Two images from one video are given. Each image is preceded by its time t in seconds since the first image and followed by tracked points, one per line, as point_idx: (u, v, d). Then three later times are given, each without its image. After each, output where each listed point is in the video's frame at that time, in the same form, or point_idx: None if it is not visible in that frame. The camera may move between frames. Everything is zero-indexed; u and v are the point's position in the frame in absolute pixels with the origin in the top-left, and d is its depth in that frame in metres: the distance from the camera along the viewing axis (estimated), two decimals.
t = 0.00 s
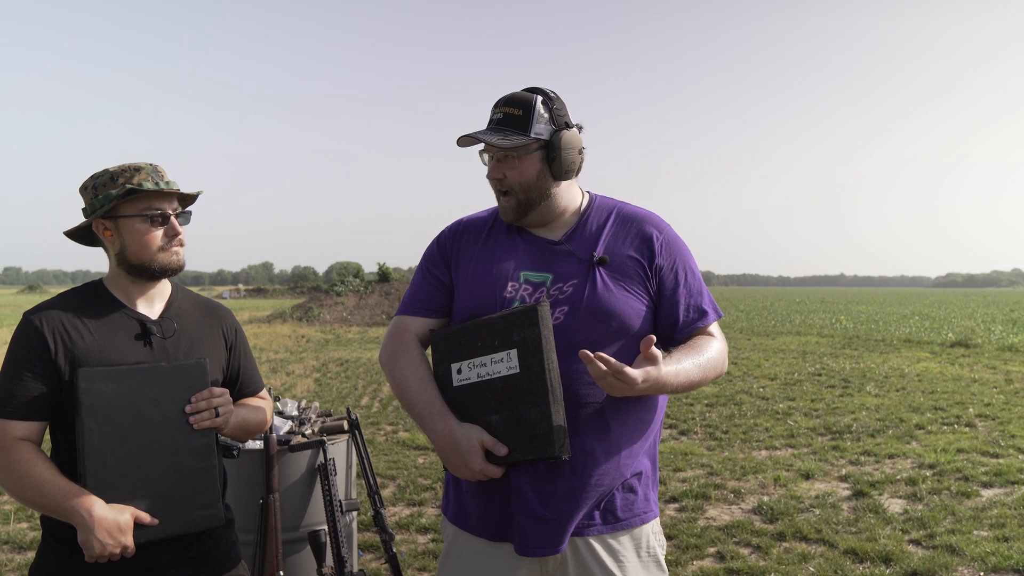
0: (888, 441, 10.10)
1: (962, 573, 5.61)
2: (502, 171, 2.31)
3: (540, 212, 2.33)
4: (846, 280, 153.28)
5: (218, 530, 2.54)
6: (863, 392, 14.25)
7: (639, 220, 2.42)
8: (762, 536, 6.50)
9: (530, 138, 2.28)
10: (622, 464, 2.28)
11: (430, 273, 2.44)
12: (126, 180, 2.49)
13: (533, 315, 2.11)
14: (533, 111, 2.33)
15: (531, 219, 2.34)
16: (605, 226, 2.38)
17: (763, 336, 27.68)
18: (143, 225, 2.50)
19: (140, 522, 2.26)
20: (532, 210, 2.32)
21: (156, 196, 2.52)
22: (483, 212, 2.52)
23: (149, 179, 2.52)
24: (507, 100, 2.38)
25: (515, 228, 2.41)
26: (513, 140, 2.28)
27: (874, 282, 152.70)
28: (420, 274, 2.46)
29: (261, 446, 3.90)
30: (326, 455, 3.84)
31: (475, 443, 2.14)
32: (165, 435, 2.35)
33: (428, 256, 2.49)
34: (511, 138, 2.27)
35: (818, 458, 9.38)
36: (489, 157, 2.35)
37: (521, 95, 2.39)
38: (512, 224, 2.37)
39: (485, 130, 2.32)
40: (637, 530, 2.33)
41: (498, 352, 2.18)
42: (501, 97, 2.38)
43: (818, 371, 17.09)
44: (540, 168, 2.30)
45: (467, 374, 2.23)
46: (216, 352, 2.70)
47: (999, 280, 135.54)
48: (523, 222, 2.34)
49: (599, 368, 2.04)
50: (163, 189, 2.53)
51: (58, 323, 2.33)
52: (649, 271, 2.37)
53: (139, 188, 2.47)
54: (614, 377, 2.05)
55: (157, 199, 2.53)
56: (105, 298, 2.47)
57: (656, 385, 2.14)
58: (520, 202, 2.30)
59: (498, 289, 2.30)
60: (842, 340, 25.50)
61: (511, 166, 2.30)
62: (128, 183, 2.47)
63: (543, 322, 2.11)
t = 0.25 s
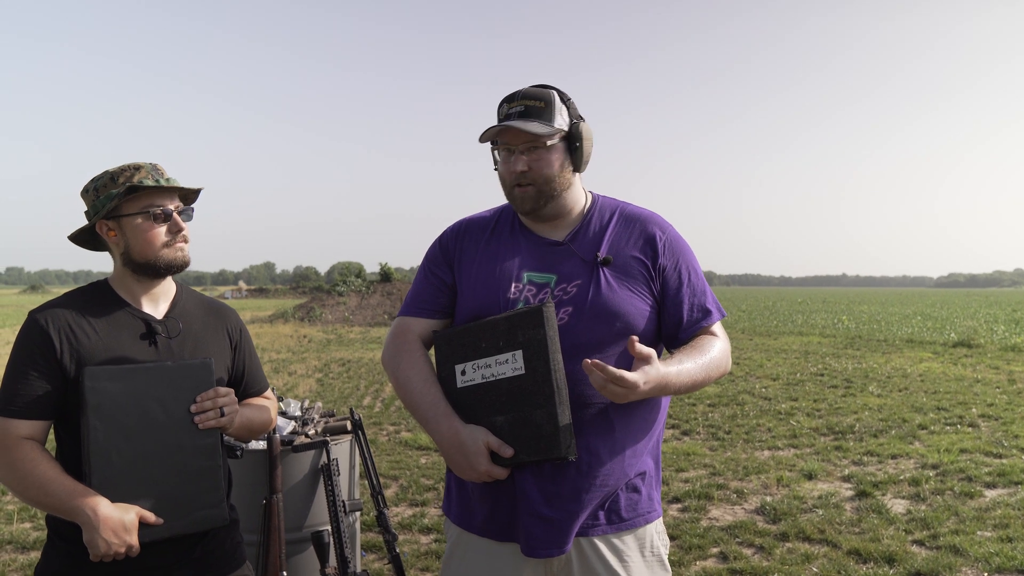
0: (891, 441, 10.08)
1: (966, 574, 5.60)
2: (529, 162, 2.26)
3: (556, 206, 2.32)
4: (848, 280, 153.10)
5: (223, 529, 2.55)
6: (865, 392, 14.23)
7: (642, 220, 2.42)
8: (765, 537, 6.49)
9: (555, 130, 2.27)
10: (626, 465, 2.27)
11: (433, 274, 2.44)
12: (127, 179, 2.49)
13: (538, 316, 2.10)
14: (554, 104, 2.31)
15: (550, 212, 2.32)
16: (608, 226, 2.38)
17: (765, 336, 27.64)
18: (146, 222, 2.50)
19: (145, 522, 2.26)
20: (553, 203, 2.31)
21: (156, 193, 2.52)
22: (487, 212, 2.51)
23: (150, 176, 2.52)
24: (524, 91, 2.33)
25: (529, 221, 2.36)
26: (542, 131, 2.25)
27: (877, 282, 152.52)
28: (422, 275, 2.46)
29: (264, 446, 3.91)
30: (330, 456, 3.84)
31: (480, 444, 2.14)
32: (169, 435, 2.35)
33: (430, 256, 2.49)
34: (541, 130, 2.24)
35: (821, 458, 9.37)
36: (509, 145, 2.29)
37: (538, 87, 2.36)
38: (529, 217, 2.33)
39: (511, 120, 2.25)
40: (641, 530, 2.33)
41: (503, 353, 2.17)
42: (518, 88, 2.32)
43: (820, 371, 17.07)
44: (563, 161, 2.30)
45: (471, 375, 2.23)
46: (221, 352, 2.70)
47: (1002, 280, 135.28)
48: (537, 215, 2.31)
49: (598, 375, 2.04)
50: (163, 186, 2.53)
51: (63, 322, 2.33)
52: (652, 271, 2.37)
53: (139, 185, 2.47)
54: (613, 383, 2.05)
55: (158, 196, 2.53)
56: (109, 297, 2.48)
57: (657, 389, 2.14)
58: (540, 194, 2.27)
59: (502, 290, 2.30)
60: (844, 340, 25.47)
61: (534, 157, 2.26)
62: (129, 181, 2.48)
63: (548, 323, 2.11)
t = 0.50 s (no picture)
0: (891, 440, 10.08)
1: (966, 573, 5.59)
2: (545, 156, 2.24)
3: (565, 203, 2.32)
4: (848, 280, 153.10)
5: (225, 529, 2.55)
6: (865, 391, 14.23)
7: (643, 220, 2.42)
8: (766, 536, 6.49)
9: (568, 125, 2.27)
10: (629, 463, 2.28)
11: (433, 272, 2.43)
12: (129, 180, 2.49)
13: (544, 315, 2.11)
14: (567, 99, 2.30)
15: (560, 208, 2.32)
16: (610, 225, 2.38)
17: (765, 336, 27.64)
18: (147, 224, 2.50)
19: (148, 520, 2.27)
20: (564, 199, 2.31)
21: (158, 195, 2.52)
22: (487, 210, 2.51)
23: (152, 178, 2.52)
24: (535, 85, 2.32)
25: (535, 216, 2.34)
26: (558, 125, 2.25)
27: (876, 282, 152.53)
28: (422, 273, 2.44)
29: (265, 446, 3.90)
30: (331, 455, 3.84)
31: (485, 443, 2.14)
32: (172, 433, 2.35)
33: (430, 254, 2.47)
34: (557, 124, 2.24)
35: (821, 458, 9.37)
36: (523, 137, 2.27)
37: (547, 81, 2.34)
38: (539, 212, 2.31)
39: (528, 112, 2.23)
40: (641, 528, 2.33)
41: (508, 352, 2.18)
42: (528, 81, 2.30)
43: (820, 371, 17.06)
44: (575, 156, 2.32)
45: (475, 374, 2.23)
46: (222, 351, 2.70)
47: (1002, 279, 135.26)
48: (545, 210, 2.30)
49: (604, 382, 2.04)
50: (165, 188, 2.53)
51: (65, 321, 2.34)
52: (655, 270, 2.37)
53: (140, 187, 2.47)
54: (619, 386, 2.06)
55: (160, 198, 2.53)
56: (110, 297, 2.48)
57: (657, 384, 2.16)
58: (553, 190, 2.26)
59: (505, 289, 2.30)
60: (844, 340, 25.48)
61: (548, 151, 2.26)
62: (130, 182, 2.48)
63: (554, 322, 2.12)
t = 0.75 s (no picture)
0: (888, 440, 10.10)
1: (963, 572, 5.61)
2: (547, 155, 2.24)
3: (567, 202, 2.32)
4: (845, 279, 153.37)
5: (222, 528, 2.55)
6: (863, 391, 14.25)
7: (641, 220, 2.43)
8: (763, 535, 6.50)
9: (570, 125, 2.26)
10: (627, 462, 2.29)
11: (431, 270, 2.41)
12: (125, 177, 2.49)
13: (548, 315, 2.13)
14: (568, 99, 2.30)
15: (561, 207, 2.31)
16: (609, 225, 2.38)
17: (762, 336, 27.67)
18: (143, 221, 2.49)
19: (146, 520, 2.26)
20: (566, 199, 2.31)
21: (154, 192, 2.51)
22: (485, 208, 2.49)
23: (148, 175, 2.52)
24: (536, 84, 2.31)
25: (536, 216, 2.33)
26: (561, 124, 2.25)
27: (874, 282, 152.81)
28: (419, 271, 2.42)
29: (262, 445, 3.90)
30: (329, 454, 3.84)
31: (487, 443, 2.14)
32: (173, 432, 2.35)
33: (427, 251, 2.45)
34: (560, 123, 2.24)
35: (819, 457, 9.38)
36: (525, 137, 2.26)
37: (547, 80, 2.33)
38: (540, 212, 2.30)
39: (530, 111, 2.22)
40: (638, 526, 2.34)
41: (510, 352, 2.19)
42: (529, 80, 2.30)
43: (818, 370, 17.09)
44: (577, 156, 2.32)
45: (475, 373, 2.23)
46: (221, 351, 2.70)
47: (998, 279, 135.59)
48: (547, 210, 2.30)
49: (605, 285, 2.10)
50: (161, 185, 2.52)
51: (64, 320, 2.33)
52: (653, 270, 2.38)
53: (136, 184, 2.46)
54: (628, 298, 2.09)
55: (155, 195, 2.52)
56: (108, 296, 2.47)
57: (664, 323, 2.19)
58: (555, 190, 2.26)
59: (505, 288, 2.29)
60: (841, 339, 25.53)
61: (550, 150, 2.25)
62: (126, 180, 2.47)
63: (557, 322, 2.13)
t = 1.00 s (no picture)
0: (885, 440, 10.12)
1: (960, 571, 5.61)
2: (558, 161, 2.23)
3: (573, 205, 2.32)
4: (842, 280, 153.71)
5: (219, 529, 2.54)
6: (860, 390, 14.28)
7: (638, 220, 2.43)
8: (761, 535, 6.50)
9: (580, 129, 2.26)
10: (626, 461, 2.29)
11: (430, 269, 2.39)
12: (127, 177, 2.48)
13: (551, 314, 2.14)
14: (576, 102, 2.30)
15: (567, 211, 2.32)
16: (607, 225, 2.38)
17: (759, 336, 27.71)
18: (145, 221, 2.49)
19: (144, 520, 2.26)
20: (572, 203, 2.32)
21: (155, 192, 2.50)
22: (483, 207, 2.48)
23: (150, 176, 2.51)
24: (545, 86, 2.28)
25: (541, 219, 2.33)
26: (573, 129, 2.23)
27: (870, 282, 153.17)
28: (417, 269, 2.40)
29: (260, 445, 3.89)
30: (326, 455, 3.83)
31: (489, 443, 2.14)
32: (173, 432, 2.35)
33: (426, 249, 2.43)
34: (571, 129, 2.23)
35: (816, 457, 9.40)
36: (535, 141, 2.23)
37: (551, 83, 2.31)
38: (547, 214, 2.30)
39: (543, 116, 2.20)
40: (636, 525, 2.34)
41: (512, 352, 2.19)
42: (537, 81, 2.27)
43: (815, 370, 17.12)
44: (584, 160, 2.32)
45: (476, 373, 2.23)
46: (219, 350, 2.69)
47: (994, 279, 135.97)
48: (553, 213, 2.30)
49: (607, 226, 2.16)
50: (163, 185, 2.51)
51: (63, 320, 2.33)
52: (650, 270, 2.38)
53: (137, 184, 2.46)
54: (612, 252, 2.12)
55: (158, 195, 2.52)
56: (107, 296, 2.46)
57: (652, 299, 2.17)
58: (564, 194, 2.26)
59: (506, 287, 2.29)
60: (838, 340, 25.57)
61: (561, 155, 2.24)
62: (128, 179, 2.47)
63: (561, 322, 2.15)
